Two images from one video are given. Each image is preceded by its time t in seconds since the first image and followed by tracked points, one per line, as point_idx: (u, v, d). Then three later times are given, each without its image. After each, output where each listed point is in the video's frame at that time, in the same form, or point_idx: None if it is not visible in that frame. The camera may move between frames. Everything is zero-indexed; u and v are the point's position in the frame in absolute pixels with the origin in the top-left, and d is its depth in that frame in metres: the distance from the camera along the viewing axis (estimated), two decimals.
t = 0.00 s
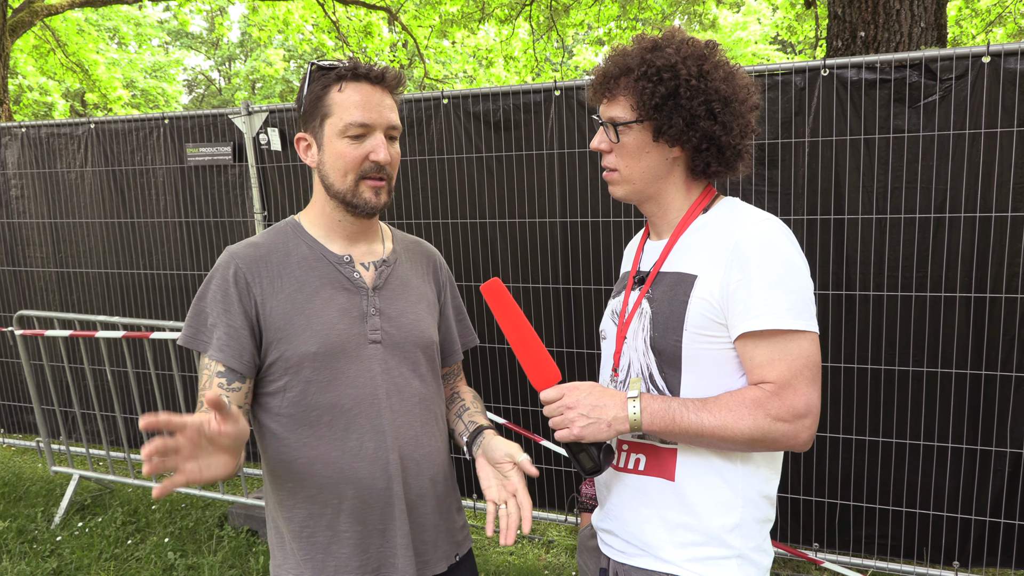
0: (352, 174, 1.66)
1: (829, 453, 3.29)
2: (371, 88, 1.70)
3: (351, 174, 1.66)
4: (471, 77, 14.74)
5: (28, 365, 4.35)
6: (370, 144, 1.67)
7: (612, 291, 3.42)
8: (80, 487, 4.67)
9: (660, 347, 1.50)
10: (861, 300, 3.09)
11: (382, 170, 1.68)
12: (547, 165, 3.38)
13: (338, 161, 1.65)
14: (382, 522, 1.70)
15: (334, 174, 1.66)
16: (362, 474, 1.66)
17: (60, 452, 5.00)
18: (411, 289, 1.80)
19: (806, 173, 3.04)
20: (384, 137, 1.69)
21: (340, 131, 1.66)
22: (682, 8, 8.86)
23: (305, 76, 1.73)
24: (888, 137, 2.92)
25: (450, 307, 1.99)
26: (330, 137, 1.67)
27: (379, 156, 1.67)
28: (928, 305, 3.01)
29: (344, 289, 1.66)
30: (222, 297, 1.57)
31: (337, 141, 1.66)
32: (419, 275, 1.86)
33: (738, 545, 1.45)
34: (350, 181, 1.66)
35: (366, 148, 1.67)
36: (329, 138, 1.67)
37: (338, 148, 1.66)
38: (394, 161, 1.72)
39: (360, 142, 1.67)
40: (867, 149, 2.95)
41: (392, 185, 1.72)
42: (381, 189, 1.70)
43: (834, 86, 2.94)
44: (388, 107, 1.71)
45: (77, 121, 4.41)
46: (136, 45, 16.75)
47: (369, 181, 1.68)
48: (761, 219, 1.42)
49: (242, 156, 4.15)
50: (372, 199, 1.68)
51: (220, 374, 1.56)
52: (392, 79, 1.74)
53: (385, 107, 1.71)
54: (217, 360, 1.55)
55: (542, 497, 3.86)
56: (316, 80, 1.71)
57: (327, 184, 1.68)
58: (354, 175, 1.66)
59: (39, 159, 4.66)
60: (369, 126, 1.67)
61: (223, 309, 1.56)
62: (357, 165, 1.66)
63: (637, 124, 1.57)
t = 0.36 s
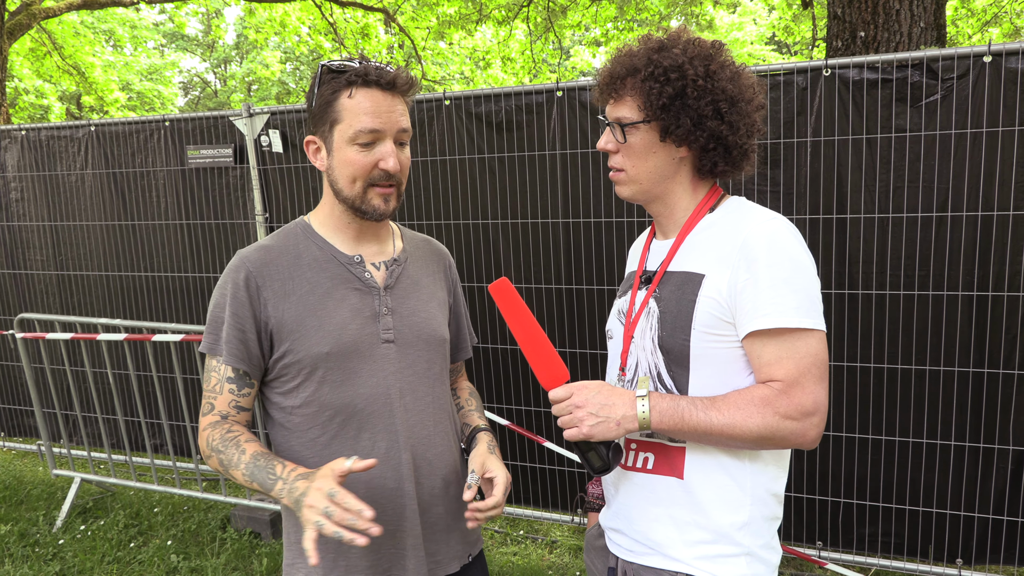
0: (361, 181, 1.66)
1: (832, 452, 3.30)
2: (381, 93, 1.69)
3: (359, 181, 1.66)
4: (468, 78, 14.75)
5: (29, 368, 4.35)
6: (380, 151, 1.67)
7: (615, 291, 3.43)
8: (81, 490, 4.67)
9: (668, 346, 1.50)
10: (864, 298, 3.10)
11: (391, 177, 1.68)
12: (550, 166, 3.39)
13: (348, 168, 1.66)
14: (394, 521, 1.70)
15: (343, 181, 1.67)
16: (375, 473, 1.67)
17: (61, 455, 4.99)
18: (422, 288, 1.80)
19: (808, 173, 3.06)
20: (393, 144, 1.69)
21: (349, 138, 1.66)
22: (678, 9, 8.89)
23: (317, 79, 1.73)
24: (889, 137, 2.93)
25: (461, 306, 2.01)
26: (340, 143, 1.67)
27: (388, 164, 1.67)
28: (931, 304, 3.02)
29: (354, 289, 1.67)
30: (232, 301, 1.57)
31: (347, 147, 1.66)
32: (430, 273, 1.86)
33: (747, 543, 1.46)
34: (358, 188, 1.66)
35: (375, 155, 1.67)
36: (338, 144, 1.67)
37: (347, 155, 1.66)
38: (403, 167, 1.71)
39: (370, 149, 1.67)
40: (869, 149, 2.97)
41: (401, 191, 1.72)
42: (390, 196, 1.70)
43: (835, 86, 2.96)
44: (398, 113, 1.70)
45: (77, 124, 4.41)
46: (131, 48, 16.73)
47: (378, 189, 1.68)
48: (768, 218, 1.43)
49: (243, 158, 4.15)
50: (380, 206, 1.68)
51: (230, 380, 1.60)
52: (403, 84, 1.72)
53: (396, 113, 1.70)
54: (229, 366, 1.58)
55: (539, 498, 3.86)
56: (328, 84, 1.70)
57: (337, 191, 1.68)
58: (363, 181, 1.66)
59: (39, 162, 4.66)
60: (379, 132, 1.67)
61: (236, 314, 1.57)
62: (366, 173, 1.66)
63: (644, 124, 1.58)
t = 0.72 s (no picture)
0: (365, 187, 1.66)
1: (827, 448, 3.33)
2: (385, 100, 1.68)
3: (363, 188, 1.66)
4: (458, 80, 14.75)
5: (23, 373, 4.32)
6: (383, 157, 1.67)
7: (611, 291, 3.45)
8: (76, 495, 4.64)
9: (669, 345, 1.52)
10: (857, 296, 3.14)
11: (395, 183, 1.68)
12: (545, 166, 3.40)
13: (352, 175, 1.66)
14: (401, 515, 1.72)
15: (347, 187, 1.67)
16: (383, 465, 1.69)
17: (55, 459, 4.97)
18: (420, 277, 1.84)
19: (802, 172, 3.09)
20: (396, 150, 1.69)
21: (352, 144, 1.66)
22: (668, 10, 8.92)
23: (321, 86, 1.73)
24: (882, 136, 2.96)
25: (452, 281, 2.05)
26: (344, 149, 1.68)
27: (392, 170, 1.67)
28: (924, 301, 3.05)
29: (357, 288, 1.68)
30: (252, 285, 1.55)
31: (351, 154, 1.66)
32: (426, 266, 1.90)
33: (748, 539, 1.47)
34: (362, 194, 1.67)
35: (378, 161, 1.67)
36: (342, 151, 1.68)
37: (350, 161, 1.67)
38: (407, 173, 1.72)
39: (373, 155, 1.67)
40: (862, 148, 3.00)
41: (406, 197, 1.73)
42: (395, 202, 1.70)
43: (828, 86, 2.99)
44: (401, 120, 1.70)
45: (69, 127, 4.39)
46: (119, 49, 16.61)
47: (382, 195, 1.68)
48: (767, 217, 1.45)
49: (237, 159, 4.15)
50: (386, 213, 1.69)
51: (258, 361, 1.55)
52: (407, 93, 1.70)
53: (400, 119, 1.70)
54: (255, 346, 1.54)
55: (535, 498, 3.87)
56: (332, 91, 1.70)
57: (342, 197, 1.69)
58: (367, 188, 1.66)
59: (31, 165, 4.63)
60: (382, 138, 1.67)
61: (258, 295, 1.55)
62: (369, 179, 1.66)
63: (644, 125, 1.59)
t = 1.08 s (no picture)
0: (341, 183, 1.66)
1: (809, 445, 3.37)
2: (354, 95, 1.68)
3: (339, 184, 1.66)
4: (440, 81, 14.72)
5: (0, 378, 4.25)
6: (355, 151, 1.66)
7: (595, 291, 3.46)
8: (56, 500, 4.57)
9: (652, 343, 1.53)
10: (838, 294, 3.17)
11: (370, 176, 1.67)
12: (529, 166, 3.41)
13: (327, 172, 1.66)
14: (394, 506, 1.72)
15: (324, 185, 1.68)
16: (376, 458, 1.69)
17: (34, 465, 4.89)
18: (406, 270, 1.84)
19: (783, 171, 3.12)
20: (369, 144, 1.68)
21: (324, 142, 1.66)
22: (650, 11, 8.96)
23: (293, 86, 1.73)
24: (861, 136, 3.00)
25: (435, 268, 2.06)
26: (317, 147, 1.68)
27: (366, 164, 1.66)
28: (903, 299, 3.09)
29: (343, 286, 1.67)
30: (234, 266, 1.55)
31: (324, 152, 1.67)
32: (412, 258, 1.89)
33: (731, 535, 1.49)
34: (339, 191, 1.67)
35: (351, 155, 1.66)
36: (316, 149, 1.68)
37: (323, 158, 1.67)
38: (384, 165, 1.70)
39: (345, 150, 1.66)
40: (842, 147, 3.03)
41: (384, 190, 1.71)
42: (373, 195, 1.69)
43: (808, 86, 3.02)
44: (373, 114, 1.69)
45: (48, 128, 4.33)
46: (96, 50, 16.38)
47: (359, 189, 1.67)
48: (748, 217, 1.46)
49: (218, 161, 4.11)
50: (364, 208, 1.68)
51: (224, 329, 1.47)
52: (374, 83, 1.71)
53: (370, 111, 1.70)
54: (227, 317, 1.49)
55: (521, 498, 3.87)
56: (303, 90, 1.71)
57: (322, 196, 1.69)
58: (343, 184, 1.66)
59: (8, 167, 4.56)
60: (353, 133, 1.66)
61: (239, 275, 1.55)
62: (344, 174, 1.66)
63: (627, 125, 1.60)
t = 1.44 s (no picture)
0: (332, 182, 1.67)
1: (792, 445, 3.39)
2: (351, 96, 1.70)
3: (331, 182, 1.67)
4: (432, 78, 14.71)
5: None
6: (349, 153, 1.68)
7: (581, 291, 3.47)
8: (41, 497, 4.55)
9: (627, 344, 1.54)
10: (822, 295, 3.19)
11: (361, 177, 1.69)
12: (516, 166, 3.41)
13: (319, 170, 1.66)
14: (381, 504, 1.72)
15: (314, 182, 1.67)
16: (365, 454, 1.69)
17: (19, 462, 4.86)
18: (384, 273, 1.85)
19: (768, 173, 3.14)
20: (363, 145, 1.70)
21: (319, 140, 1.67)
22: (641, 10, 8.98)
23: (285, 82, 1.73)
24: (845, 139, 3.02)
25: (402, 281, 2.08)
26: (310, 145, 1.67)
27: (359, 165, 1.68)
28: (886, 301, 3.12)
29: (325, 284, 1.67)
30: (203, 288, 1.55)
31: (317, 149, 1.67)
32: (387, 260, 1.91)
33: (705, 535, 1.50)
34: (329, 189, 1.67)
35: (346, 156, 1.68)
36: (309, 147, 1.68)
37: (317, 156, 1.67)
38: (373, 168, 1.73)
39: (339, 150, 1.68)
40: (826, 150, 3.05)
41: (371, 192, 1.74)
42: (361, 195, 1.71)
43: (793, 89, 3.03)
44: (367, 116, 1.72)
45: (33, 123, 4.30)
46: (85, 44, 16.25)
47: (350, 189, 1.69)
48: (722, 219, 1.47)
49: (205, 158, 4.10)
50: (352, 206, 1.69)
51: (191, 362, 1.54)
52: (371, 87, 1.73)
53: (365, 113, 1.72)
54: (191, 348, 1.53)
55: (508, 497, 3.87)
56: (298, 85, 1.70)
57: (307, 193, 1.68)
58: (334, 183, 1.67)
59: None
60: (349, 134, 1.68)
61: (205, 300, 1.54)
62: (336, 174, 1.67)
63: (604, 129, 1.61)
